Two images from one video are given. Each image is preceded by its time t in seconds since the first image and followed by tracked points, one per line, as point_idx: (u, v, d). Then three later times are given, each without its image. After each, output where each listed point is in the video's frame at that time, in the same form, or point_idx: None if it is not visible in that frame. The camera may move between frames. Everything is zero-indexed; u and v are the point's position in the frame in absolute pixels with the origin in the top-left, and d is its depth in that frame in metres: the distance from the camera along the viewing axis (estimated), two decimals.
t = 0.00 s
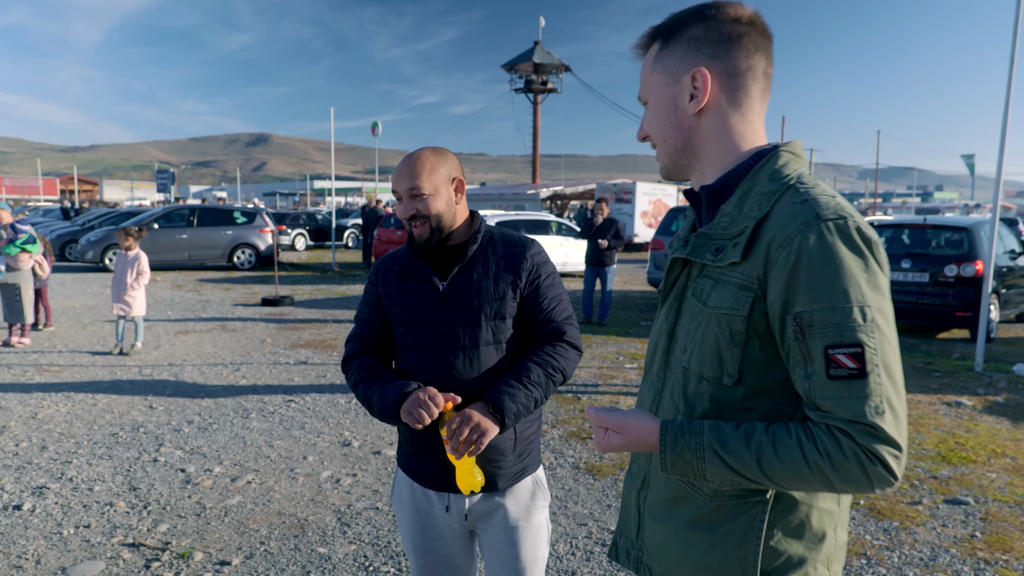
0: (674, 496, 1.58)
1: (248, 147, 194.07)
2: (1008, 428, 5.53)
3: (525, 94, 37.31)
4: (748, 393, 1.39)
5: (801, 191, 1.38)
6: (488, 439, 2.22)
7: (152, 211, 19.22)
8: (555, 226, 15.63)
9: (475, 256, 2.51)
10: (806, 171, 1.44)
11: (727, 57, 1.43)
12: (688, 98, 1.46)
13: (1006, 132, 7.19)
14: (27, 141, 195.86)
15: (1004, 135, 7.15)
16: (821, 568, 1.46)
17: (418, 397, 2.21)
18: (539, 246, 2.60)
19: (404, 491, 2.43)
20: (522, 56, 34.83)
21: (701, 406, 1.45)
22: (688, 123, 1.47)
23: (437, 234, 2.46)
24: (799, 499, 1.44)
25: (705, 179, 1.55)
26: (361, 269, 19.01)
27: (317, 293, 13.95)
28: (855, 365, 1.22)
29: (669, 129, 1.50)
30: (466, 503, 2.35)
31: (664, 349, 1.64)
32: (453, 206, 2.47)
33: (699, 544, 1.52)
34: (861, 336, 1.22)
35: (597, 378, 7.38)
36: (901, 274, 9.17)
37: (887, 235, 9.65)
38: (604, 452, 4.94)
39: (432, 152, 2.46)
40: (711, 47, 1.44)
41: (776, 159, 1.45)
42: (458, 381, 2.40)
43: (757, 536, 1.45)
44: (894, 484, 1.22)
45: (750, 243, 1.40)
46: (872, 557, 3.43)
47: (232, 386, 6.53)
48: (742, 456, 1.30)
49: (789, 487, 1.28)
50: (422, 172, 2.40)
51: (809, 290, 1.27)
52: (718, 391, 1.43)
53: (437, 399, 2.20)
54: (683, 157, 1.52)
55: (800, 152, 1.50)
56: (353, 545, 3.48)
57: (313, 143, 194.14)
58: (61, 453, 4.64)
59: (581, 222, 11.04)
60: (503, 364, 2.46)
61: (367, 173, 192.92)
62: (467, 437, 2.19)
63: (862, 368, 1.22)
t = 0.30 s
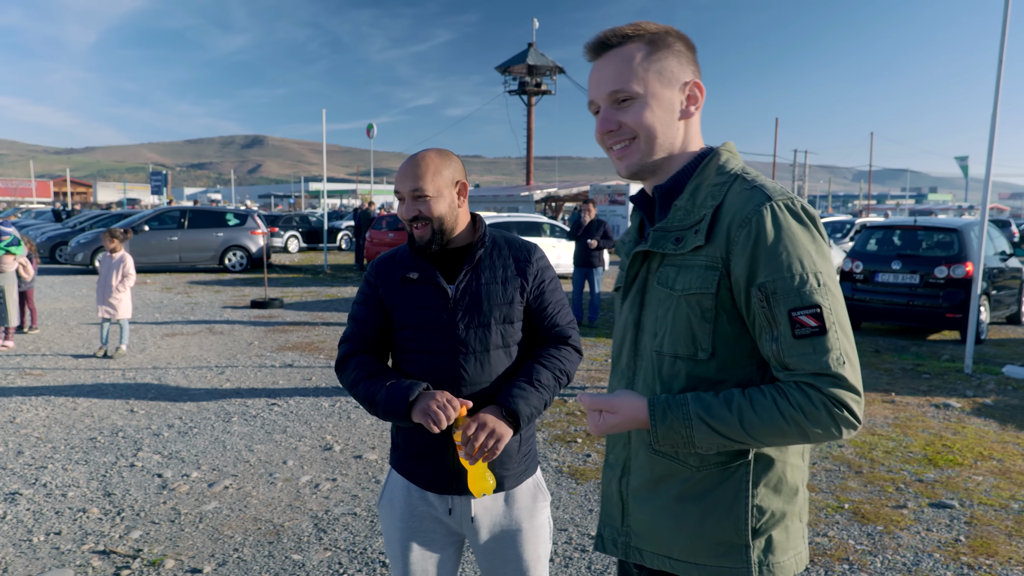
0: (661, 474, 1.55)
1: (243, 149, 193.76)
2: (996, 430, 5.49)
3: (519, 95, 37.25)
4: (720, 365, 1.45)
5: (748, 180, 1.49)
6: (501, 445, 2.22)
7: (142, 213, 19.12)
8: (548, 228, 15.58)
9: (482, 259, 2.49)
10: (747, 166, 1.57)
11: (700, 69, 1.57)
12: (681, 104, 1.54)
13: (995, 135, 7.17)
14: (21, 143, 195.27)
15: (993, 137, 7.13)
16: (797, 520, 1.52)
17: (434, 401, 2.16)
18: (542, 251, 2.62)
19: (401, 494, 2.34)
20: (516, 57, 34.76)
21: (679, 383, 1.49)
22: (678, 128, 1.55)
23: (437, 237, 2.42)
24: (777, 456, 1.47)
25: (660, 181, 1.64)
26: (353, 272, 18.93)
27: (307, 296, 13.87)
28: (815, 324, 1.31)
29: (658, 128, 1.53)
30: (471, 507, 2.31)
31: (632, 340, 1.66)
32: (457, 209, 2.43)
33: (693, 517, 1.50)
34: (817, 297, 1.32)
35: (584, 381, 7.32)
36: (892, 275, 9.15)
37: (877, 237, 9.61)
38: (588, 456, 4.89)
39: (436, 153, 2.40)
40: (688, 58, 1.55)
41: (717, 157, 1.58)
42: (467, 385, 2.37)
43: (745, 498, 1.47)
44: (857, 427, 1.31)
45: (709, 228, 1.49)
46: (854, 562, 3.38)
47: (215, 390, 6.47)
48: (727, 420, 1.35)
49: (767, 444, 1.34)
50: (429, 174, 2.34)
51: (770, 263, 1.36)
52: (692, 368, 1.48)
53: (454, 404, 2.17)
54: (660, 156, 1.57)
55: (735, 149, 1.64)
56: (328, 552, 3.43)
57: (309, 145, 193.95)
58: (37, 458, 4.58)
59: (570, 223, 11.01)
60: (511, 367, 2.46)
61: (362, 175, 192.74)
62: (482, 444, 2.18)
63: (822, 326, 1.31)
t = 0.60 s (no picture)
0: (617, 474, 1.46)
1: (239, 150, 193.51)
2: (983, 431, 5.45)
3: (514, 96, 37.20)
4: (680, 364, 1.34)
5: (711, 174, 1.40)
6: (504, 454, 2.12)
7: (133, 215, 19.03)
8: (540, 229, 15.53)
9: (499, 267, 2.46)
10: (709, 161, 1.48)
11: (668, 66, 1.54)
12: (653, 97, 1.50)
13: (984, 136, 7.12)
14: (17, 144, 194.86)
15: (982, 138, 7.08)
16: (752, 521, 1.46)
17: (439, 400, 2.11)
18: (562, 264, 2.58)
19: (397, 491, 2.27)
20: (511, 58, 34.72)
21: (637, 381, 1.36)
22: (649, 121, 1.50)
23: (457, 241, 2.40)
24: (736, 455, 1.41)
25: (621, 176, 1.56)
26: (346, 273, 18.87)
27: (298, 297, 13.80)
28: (780, 320, 1.22)
29: (632, 117, 1.46)
30: (470, 512, 2.23)
31: (589, 338, 1.52)
32: (481, 215, 2.41)
33: (649, 519, 1.42)
34: (780, 293, 1.23)
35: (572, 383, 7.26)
36: (882, 276, 9.12)
37: (868, 238, 9.58)
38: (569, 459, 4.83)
39: (464, 156, 2.39)
40: (657, 53, 1.52)
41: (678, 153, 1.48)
42: (472, 390, 2.34)
43: (702, 499, 1.39)
44: (821, 426, 1.23)
45: (673, 222, 1.38)
46: (835, 567, 3.33)
47: (198, 392, 6.40)
48: (691, 417, 1.24)
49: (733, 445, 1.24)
50: (454, 176, 2.34)
51: (734, 256, 1.26)
52: (651, 368, 1.35)
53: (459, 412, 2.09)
54: (630, 147, 1.49)
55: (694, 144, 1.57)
56: (300, 558, 3.37)
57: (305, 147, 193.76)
58: (12, 463, 4.52)
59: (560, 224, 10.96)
60: (523, 376, 2.43)
61: (359, 176, 192.58)
62: (484, 452, 2.08)
63: (786, 322, 1.22)
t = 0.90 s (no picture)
0: (600, 488, 1.33)
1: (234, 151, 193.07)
2: (976, 433, 5.41)
3: (508, 96, 37.14)
4: (668, 372, 1.23)
5: (700, 173, 1.30)
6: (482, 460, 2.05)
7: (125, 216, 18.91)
8: (534, 229, 15.46)
9: (500, 269, 2.40)
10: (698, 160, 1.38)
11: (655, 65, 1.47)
12: (641, 94, 1.42)
13: (977, 137, 7.08)
14: (10, 145, 193.92)
15: (975, 138, 7.03)
16: (740, 536, 1.34)
17: (422, 394, 2.05)
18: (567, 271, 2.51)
19: (389, 492, 2.25)
20: (506, 58, 34.64)
21: (622, 392, 1.25)
22: (637, 118, 1.41)
23: (463, 242, 2.37)
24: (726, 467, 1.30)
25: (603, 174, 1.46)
26: (339, 273, 18.80)
27: (290, 298, 13.72)
28: (776, 326, 1.12)
29: (621, 110, 1.37)
30: (455, 519, 2.17)
31: (570, 345, 1.41)
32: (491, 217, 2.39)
33: (633, 537, 1.29)
34: (775, 298, 1.14)
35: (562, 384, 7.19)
36: (876, 277, 9.09)
37: (861, 238, 9.54)
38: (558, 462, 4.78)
39: (477, 156, 2.39)
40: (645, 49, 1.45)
41: (664, 151, 1.37)
42: (464, 392, 2.29)
43: (690, 515, 1.27)
44: (818, 437, 1.13)
45: (661, 223, 1.27)
46: (825, 573, 3.28)
47: (185, 395, 6.33)
48: (683, 431, 1.12)
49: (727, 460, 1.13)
50: (465, 176, 2.33)
51: (727, 259, 1.16)
52: (637, 377, 1.24)
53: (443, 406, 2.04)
54: (616, 144, 1.40)
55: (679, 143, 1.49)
56: (280, 566, 3.31)
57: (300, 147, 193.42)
58: None
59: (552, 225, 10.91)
60: (513, 383, 2.34)
61: (354, 177, 192.33)
62: (462, 455, 2.01)
63: (782, 327, 1.12)
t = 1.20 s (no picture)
0: (591, 501, 1.27)
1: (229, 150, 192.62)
2: (973, 434, 5.38)
3: (504, 95, 37.06)
4: (664, 378, 1.16)
5: (701, 163, 1.22)
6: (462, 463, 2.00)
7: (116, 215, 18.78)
8: (529, 229, 15.40)
9: (488, 266, 2.36)
10: (699, 148, 1.30)
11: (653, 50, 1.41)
12: (641, 78, 1.36)
13: (972, 137, 7.06)
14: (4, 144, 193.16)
15: (970, 138, 7.01)
16: (740, 554, 1.27)
17: (400, 393, 1.99)
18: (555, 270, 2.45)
19: (372, 494, 2.20)
20: (501, 58, 34.57)
21: (615, 399, 1.19)
22: (635, 103, 1.35)
23: (467, 232, 2.38)
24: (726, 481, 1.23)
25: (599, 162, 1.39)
26: (333, 273, 18.71)
27: (283, 298, 13.63)
28: (782, 329, 1.05)
29: (617, 93, 1.31)
30: (437, 525, 2.11)
31: (561, 346, 1.34)
32: (495, 210, 2.42)
33: (626, 554, 1.23)
34: (781, 299, 1.06)
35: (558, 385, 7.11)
36: (871, 277, 9.06)
37: (857, 238, 9.52)
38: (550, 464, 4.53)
39: (481, 149, 2.45)
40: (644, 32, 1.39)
41: (664, 137, 1.28)
42: (447, 393, 2.22)
43: (688, 532, 1.21)
44: (827, 451, 1.06)
45: (659, 216, 1.20)
46: None
47: (174, 396, 6.25)
48: (680, 442, 1.06)
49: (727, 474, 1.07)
50: (473, 166, 2.39)
51: (729, 256, 1.09)
52: (632, 382, 1.17)
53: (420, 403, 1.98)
54: (610, 129, 1.33)
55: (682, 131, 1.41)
56: (266, 572, 3.24)
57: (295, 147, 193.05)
58: None
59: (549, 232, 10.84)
60: (495, 385, 2.27)
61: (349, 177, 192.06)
62: (440, 457, 1.96)
63: (788, 331, 1.05)
